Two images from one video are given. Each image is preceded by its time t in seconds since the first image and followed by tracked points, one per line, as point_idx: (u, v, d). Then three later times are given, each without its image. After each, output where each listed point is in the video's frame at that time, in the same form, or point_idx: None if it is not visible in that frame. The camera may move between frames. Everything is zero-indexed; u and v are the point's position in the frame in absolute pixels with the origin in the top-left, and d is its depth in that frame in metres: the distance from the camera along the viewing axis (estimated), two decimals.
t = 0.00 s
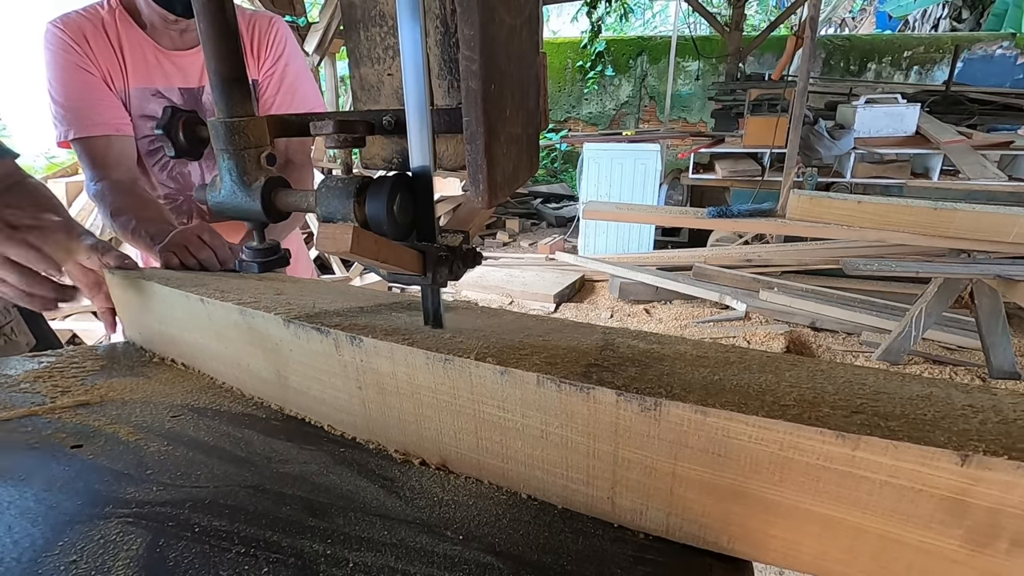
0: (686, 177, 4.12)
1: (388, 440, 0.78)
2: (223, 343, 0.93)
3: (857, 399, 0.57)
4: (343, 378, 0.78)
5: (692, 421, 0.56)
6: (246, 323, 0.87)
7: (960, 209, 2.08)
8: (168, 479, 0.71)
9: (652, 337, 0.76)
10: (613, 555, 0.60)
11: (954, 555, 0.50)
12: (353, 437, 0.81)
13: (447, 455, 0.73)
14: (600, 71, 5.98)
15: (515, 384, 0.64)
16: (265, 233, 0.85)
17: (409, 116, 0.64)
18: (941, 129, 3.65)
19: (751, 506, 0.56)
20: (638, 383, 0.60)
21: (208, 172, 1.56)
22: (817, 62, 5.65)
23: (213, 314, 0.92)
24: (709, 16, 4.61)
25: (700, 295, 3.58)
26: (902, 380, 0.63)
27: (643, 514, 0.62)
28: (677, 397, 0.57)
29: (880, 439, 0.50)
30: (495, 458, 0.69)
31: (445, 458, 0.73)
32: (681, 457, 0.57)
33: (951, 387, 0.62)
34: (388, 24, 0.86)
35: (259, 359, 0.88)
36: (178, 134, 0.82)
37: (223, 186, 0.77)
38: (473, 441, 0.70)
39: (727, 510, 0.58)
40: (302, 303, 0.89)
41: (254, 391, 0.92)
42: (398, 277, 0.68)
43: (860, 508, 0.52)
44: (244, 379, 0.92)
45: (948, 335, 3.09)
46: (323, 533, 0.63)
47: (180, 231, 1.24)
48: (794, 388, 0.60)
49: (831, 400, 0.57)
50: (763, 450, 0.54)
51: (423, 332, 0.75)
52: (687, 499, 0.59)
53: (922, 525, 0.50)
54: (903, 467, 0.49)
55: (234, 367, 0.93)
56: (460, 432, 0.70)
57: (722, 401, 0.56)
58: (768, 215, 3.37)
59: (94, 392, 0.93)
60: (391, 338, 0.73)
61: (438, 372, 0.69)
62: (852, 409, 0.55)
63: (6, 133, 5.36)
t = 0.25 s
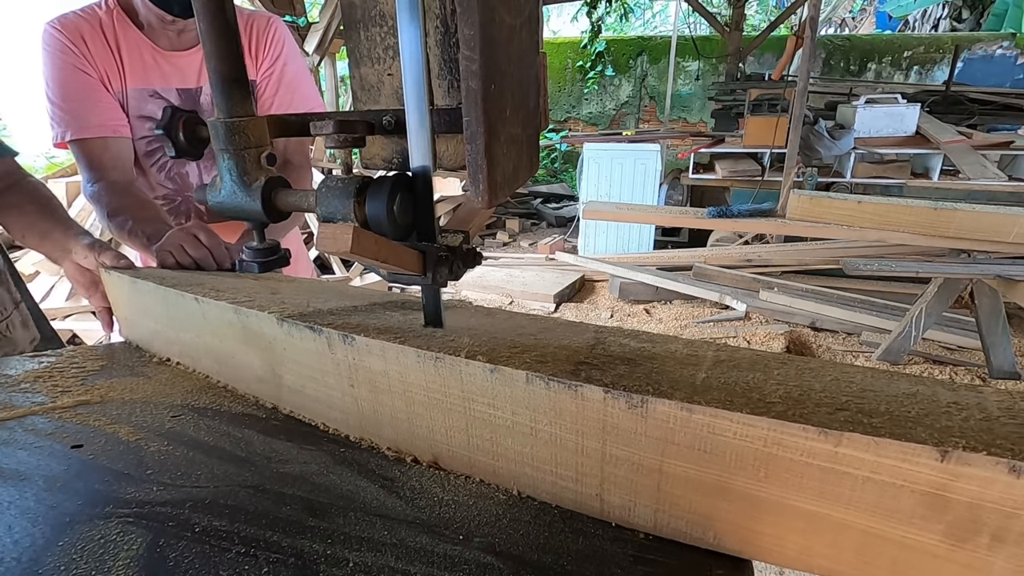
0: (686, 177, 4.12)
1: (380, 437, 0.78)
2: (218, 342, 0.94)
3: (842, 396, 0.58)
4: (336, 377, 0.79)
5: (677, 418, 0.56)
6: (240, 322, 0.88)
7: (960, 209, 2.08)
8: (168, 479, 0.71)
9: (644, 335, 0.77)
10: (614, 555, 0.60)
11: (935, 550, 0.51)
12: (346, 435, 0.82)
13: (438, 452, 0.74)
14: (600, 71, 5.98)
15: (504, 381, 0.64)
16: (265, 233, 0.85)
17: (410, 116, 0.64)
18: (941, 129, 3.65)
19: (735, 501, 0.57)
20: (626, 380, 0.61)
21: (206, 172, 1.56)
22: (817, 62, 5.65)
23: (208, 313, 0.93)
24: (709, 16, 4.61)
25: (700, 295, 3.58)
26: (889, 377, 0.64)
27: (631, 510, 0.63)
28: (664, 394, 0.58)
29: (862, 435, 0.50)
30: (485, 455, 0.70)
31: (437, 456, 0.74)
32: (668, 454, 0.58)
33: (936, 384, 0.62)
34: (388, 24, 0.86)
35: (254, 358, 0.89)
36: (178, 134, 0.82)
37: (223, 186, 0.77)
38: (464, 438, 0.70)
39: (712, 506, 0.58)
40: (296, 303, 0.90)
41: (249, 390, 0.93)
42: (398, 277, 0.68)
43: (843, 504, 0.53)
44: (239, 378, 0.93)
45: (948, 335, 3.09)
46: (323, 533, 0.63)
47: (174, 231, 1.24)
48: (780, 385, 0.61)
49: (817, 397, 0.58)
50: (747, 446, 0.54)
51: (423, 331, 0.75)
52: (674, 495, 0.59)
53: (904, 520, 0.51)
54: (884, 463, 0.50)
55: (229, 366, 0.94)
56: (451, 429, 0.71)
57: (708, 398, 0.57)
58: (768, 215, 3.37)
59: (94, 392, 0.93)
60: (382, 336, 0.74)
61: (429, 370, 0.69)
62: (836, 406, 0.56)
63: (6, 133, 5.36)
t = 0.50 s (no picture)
0: (686, 177, 4.12)
1: (372, 435, 0.79)
2: (212, 339, 0.94)
3: (827, 394, 0.58)
4: (328, 375, 0.79)
5: (661, 415, 0.57)
6: (234, 320, 0.89)
7: (960, 209, 2.08)
8: (168, 479, 0.71)
9: (636, 334, 0.77)
10: (614, 555, 0.60)
11: (916, 545, 0.51)
12: (338, 433, 0.82)
13: (428, 450, 0.74)
14: (600, 71, 5.98)
15: (492, 378, 0.65)
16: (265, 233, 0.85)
17: (410, 116, 0.64)
18: (941, 129, 3.65)
19: (720, 498, 0.57)
20: (612, 378, 0.61)
21: (204, 173, 1.57)
22: (817, 62, 5.65)
23: (202, 311, 0.94)
24: (709, 16, 4.60)
25: (700, 295, 3.58)
26: (876, 375, 0.64)
27: (618, 507, 0.63)
28: (649, 392, 0.58)
29: (842, 432, 0.51)
30: (475, 453, 0.70)
31: (427, 453, 0.74)
32: (654, 451, 0.59)
33: (923, 382, 0.63)
34: (388, 24, 0.86)
35: (247, 356, 0.89)
36: (178, 134, 0.82)
37: (223, 186, 0.77)
38: (454, 436, 0.71)
39: (698, 502, 0.59)
40: (289, 302, 0.91)
41: (242, 388, 0.93)
42: (398, 277, 0.68)
43: (825, 500, 0.53)
44: (233, 376, 0.94)
45: (948, 335, 3.09)
46: (323, 533, 0.63)
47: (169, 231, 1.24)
48: (766, 383, 0.61)
49: (801, 395, 0.58)
50: (731, 443, 0.55)
51: (423, 331, 0.75)
52: (661, 492, 0.60)
53: (885, 516, 0.51)
54: (866, 460, 0.50)
55: (222, 364, 0.95)
56: (441, 427, 0.71)
57: (693, 396, 0.57)
58: (768, 215, 3.37)
59: (94, 392, 0.93)
60: (374, 335, 0.74)
61: (419, 368, 0.70)
62: (820, 404, 0.56)
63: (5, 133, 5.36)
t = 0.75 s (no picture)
0: (686, 177, 4.12)
1: (364, 433, 0.79)
2: (207, 338, 0.95)
3: (811, 391, 0.59)
4: (320, 373, 0.80)
5: (647, 412, 0.58)
6: (227, 319, 0.89)
7: (960, 209, 2.08)
8: (168, 479, 0.71)
9: (629, 333, 0.78)
10: (614, 555, 0.60)
11: (896, 540, 0.52)
12: (331, 430, 0.82)
13: (419, 447, 0.74)
14: (600, 71, 5.98)
15: (482, 376, 0.66)
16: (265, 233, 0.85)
17: (410, 116, 0.64)
18: (941, 129, 3.65)
19: (705, 493, 0.58)
20: (600, 375, 0.62)
21: (202, 173, 1.57)
22: (817, 62, 5.65)
23: (196, 310, 0.94)
24: (709, 16, 4.60)
25: (700, 295, 3.58)
26: (862, 374, 0.65)
27: (606, 503, 0.64)
28: (636, 388, 0.59)
29: (824, 427, 0.51)
30: (465, 450, 0.71)
31: (418, 451, 0.75)
32: (640, 447, 0.59)
33: (909, 380, 0.63)
34: (388, 24, 0.86)
35: (240, 355, 0.90)
36: (178, 134, 0.82)
37: (223, 186, 0.77)
38: (445, 433, 0.71)
39: (683, 498, 0.59)
40: (283, 300, 0.91)
41: (236, 387, 0.94)
42: (398, 277, 0.68)
43: (808, 495, 0.54)
44: (227, 374, 0.94)
45: (948, 335, 3.09)
46: (323, 532, 0.63)
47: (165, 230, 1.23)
48: (753, 380, 0.62)
49: (786, 392, 0.59)
50: (715, 439, 0.55)
51: (423, 331, 0.75)
52: (647, 488, 0.60)
53: (866, 511, 0.52)
54: (846, 455, 0.51)
55: (216, 362, 0.95)
56: (432, 424, 0.72)
57: (678, 393, 0.58)
58: (768, 215, 3.37)
59: (94, 392, 0.93)
60: (365, 333, 0.75)
61: (410, 366, 0.70)
62: (803, 400, 0.57)
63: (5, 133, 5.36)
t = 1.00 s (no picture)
0: (686, 177, 4.12)
1: (354, 431, 0.79)
2: (200, 337, 0.95)
3: (796, 388, 0.59)
4: (311, 371, 0.80)
5: (631, 409, 0.58)
6: (220, 318, 0.89)
7: (960, 209, 2.08)
8: (168, 479, 0.71)
9: (619, 331, 0.78)
10: (614, 555, 0.60)
11: (877, 534, 0.52)
12: (322, 428, 0.83)
13: (409, 444, 0.75)
14: (600, 71, 5.98)
15: (469, 373, 0.66)
16: (265, 233, 0.85)
17: (409, 116, 0.64)
18: (942, 129, 3.65)
19: (689, 490, 0.58)
20: (585, 372, 0.62)
21: (200, 174, 1.56)
22: (817, 62, 5.65)
23: (189, 309, 0.94)
24: (709, 16, 4.60)
25: (700, 295, 3.58)
26: (849, 372, 0.65)
27: (592, 499, 0.64)
28: (620, 385, 0.59)
29: (805, 424, 0.52)
30: (454, 447, 0.71)
31: (408, 448, 0.75)
32: (625, 444, 0.59)
33: (895, 378, 0.64)
34: (389, 24, 0.86)
35: (233, 354, 0.90)
36: (178, 134, 0.82)
37: (223, 186, 0.77)
38: (434, 430, 0.71)
39: (668, 494, 0.59)
40: (275, 299, 0.92)
41: (230, 385, 0.94)
42: (398, 277, 0.68)
43: (789, 491, 0.54)
44: (220, 373, 0.94)
45: (948, 335, 3.09)
46: (323, 532, 0.63)
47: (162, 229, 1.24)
48: (739, 378, 0.62)
49: (770, 389, 0.59)
50: (699, 436, 0.55)
51: (425, 331, 0.75)
52: (632, 484, 0.61)
53: (847, 506, 0.52)
54: (827, 451, 0.51)
55: (210, 361, 0.95)
56: (421, 422, 0.72)
57: (663, 390, 0.58)
58: (768, 215, 3.37)
59: (94, 392, 0.93)
60: (355, 331, 0.75)
61: (398, 364, 0.70)
62: (787, 397, 0.57)
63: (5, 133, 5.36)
